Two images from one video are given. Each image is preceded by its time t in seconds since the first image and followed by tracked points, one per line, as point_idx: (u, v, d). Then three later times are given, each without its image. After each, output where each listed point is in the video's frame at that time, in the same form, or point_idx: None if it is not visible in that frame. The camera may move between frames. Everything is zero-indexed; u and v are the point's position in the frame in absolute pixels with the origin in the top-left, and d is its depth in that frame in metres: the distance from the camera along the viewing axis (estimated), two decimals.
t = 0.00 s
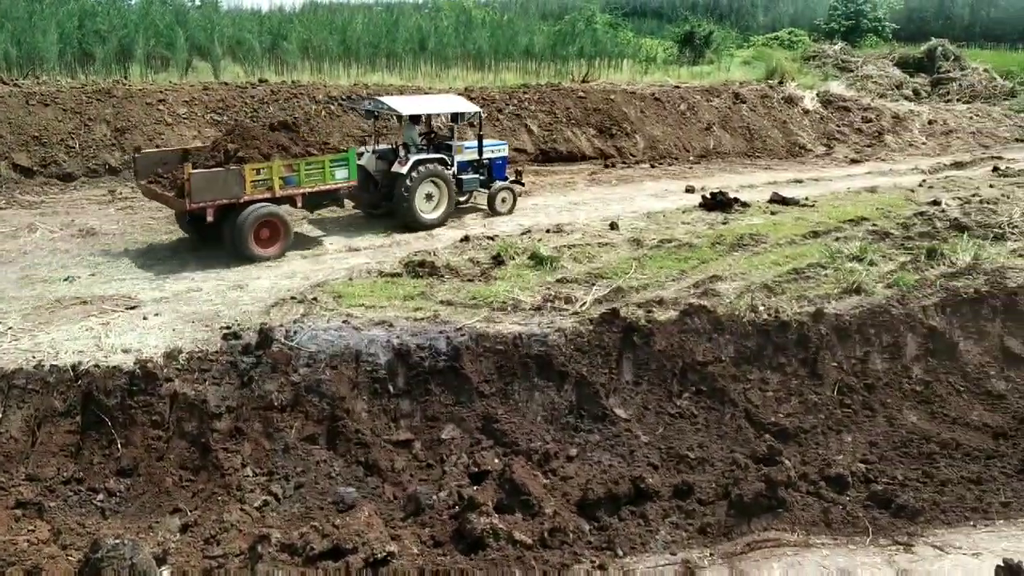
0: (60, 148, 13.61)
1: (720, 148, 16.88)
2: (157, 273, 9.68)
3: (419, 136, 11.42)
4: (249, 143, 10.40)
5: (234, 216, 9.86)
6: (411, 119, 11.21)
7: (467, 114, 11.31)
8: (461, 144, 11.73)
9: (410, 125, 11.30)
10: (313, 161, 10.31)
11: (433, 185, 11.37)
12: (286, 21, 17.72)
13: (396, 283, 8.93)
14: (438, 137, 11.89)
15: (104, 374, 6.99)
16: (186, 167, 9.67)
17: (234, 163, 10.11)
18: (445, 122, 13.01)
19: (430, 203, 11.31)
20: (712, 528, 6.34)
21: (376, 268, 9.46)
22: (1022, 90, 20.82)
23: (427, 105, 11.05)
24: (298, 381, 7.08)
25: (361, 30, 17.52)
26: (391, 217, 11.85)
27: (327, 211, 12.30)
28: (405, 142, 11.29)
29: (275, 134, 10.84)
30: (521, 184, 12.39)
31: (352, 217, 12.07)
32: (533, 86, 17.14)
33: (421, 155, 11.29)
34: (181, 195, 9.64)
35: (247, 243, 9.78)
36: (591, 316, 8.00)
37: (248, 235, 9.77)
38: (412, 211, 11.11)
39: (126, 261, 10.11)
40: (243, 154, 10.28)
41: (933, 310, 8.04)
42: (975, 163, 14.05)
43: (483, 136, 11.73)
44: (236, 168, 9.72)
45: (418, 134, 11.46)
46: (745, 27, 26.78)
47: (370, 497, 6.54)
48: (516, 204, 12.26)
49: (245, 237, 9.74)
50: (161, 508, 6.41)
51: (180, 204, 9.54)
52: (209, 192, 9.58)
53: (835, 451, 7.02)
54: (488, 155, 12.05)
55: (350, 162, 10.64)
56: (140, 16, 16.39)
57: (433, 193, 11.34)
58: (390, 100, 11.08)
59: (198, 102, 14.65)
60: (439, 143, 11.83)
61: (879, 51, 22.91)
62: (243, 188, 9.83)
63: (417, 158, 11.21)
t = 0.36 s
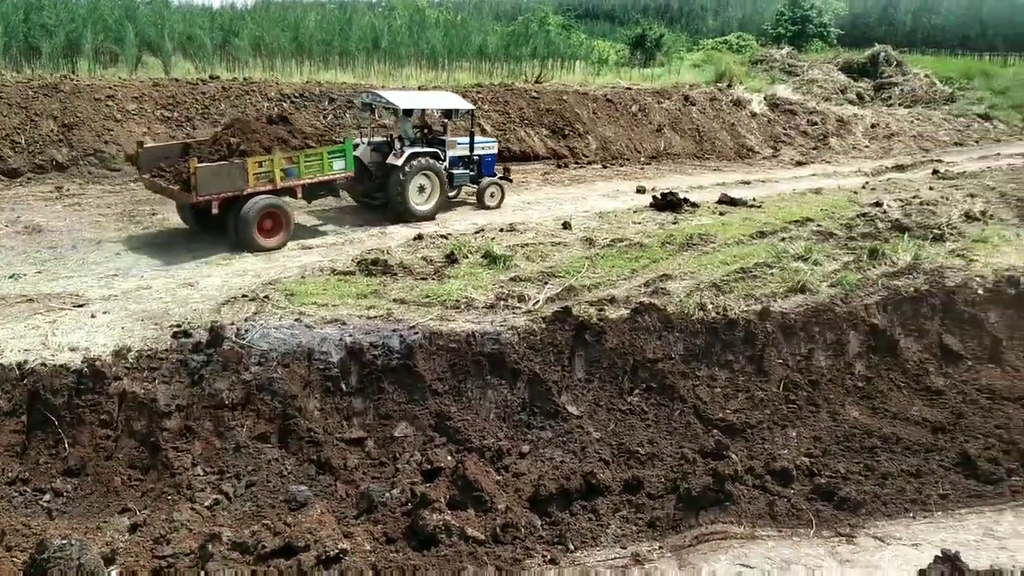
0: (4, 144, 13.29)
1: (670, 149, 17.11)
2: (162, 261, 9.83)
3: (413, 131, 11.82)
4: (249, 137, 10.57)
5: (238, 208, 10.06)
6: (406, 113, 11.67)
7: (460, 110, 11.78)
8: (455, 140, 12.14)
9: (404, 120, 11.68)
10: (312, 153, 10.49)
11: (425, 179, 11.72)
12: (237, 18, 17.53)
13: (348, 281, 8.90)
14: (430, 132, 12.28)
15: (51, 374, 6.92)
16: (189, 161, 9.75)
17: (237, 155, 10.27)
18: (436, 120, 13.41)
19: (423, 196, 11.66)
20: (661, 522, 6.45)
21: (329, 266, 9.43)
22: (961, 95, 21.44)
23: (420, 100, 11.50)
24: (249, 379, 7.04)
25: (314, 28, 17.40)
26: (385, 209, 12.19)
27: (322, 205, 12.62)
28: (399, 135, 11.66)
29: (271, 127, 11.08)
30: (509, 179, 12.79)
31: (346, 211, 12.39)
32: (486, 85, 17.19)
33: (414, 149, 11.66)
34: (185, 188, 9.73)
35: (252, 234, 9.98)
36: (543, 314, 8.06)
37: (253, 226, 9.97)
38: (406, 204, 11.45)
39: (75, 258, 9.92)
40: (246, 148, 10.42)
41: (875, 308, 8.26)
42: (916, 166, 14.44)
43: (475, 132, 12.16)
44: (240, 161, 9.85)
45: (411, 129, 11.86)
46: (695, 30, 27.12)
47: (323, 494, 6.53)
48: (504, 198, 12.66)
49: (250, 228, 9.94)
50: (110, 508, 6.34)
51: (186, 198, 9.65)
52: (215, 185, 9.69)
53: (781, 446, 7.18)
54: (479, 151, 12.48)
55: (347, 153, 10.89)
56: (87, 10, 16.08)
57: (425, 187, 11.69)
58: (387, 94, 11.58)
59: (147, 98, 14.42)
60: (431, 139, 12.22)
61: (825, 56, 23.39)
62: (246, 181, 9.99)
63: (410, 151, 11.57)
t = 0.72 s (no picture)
0: None
1: (627, 149, 17.16)
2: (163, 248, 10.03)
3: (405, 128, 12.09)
4: (253, 130, 10.97)
5: (240, 200, 10.31)
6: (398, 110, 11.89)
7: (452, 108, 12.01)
8: (446, 136, 12.55)
9: (398, 117, 11.98)
10: (313, 148, 10.82)
11: (417, 174, 12.01)
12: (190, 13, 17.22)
13: (301, 280, 8.76)
14: (422, 130, 12.60)
15: None
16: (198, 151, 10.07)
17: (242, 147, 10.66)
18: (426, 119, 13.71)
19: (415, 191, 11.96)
20: (615, 522, 6.44)
21: (282, 265, 9.30)
22: (913, 97, 21.82)
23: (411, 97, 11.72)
24: (200, 380, 6.89)
25: (269, 23, 17.14)
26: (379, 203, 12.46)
27: (317, 197, 12.90)
28: (392, 132, 11.93)
29: (274, 121, 11.44)
30: (500, 176, 13.09)
31: (341, 203, 12.68)
32: (444, 83, 17.07)
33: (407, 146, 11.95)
34: (190, 178, 10.07)
35: (253, 225, 10.24)
36: (500, 314, 7.99)
37: (254, 217, 10.22)
38: (398, 199, 11.74)
39: (21, 257, 9.65)
40: (250, 140, 10.75)
41: (828, 308, 8.31)
42: (868, 167, 14.64)
43: (465, 128, 12.57)
44: (246, 154, 10.15)
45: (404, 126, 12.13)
46: (654, 30, 27.24)
47: (274, 498, 6.43)
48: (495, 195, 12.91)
49: (252, 219, 10.16)
50: (55, 512, 6.18)
51: (192, 186, 9.96)
52: (220, 175, 9.99)
53: (734, 445, 7.21)
54: (470, 148, 12.86)
55: (346, 149, 11.23)
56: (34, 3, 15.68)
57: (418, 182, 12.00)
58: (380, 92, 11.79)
59: (97, 93, 14.09)
60: (424, 136, 12.50)
61: (781, 57, 23.62)
62: (250, 173, 10.28)
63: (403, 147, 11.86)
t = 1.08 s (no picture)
0: None
1: (594, 149, 17.19)
2: (179, 245, 10.29)
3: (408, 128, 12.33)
4: (263, 128, 11.13)
5: (251, 195, 10.56)
6: (400, 111, 12.06)
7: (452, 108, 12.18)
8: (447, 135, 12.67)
9: (400, 117, 12.21)
10: (320, 146, 11.08)
11: (420, 173, 12.23)
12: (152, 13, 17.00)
13: (264, 284, 8.69)
14: (424, 130, 12.81)
15: None
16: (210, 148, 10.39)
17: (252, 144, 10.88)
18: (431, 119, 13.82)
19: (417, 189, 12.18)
20: (575, 525, 6.44)
21: (245, 269, 9.21)
22: (876, 98, 22.09)
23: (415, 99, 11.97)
24: (159, 386, 6.80)
25: (233, 24, 16.98)
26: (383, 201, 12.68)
27: (323, 196, 13.17)
28: (394, 132, 12.17)
29: (283, 118, 11.60)
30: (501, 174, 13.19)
31: (346, 202, 12.93)
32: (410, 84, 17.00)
33: (409, 145, 12.19)
34: (202, 174, 10.38)
35: (263, 221, 10.45)
36: (464, 315, 7.95)
37: (263, 211, 10.43)
38: (401, 197, 11.98)
39: None
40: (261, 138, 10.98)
41: (790, 307, 8.36)
42: (831, 167, 14.79)
43: (466, 127, 12.68)
44: (256, 150, 10.47)
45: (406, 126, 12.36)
46: (621, 31, 27.32)
47: (234, 504, 6.35)
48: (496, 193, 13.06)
49: (262, 213, 10.36)
50: (10, 522, 6.01)
51: (204, 183, 10.23)
52: (231, 170, 10.29)
53: (697, 445, 7.24)
54: (471, 146, 12.97)
55: (351, 148, 11.51)
56: None
57: (419, 180, 12.22)
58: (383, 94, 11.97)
59: (57, 94, 13.89)
60: (426, 135, 12.73)
61: (746, 58, 23.79)
62: (260, 169, 10.59)
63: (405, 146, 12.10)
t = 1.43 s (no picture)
0: None
1: (569, 152, 17.19)
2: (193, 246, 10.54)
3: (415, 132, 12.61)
4: (276, 132, 11.43)
5: (264, 196, 10.83)
6: (408, 116, 12.43)
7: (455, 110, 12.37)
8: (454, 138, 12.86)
9: (406, 121, 12.47)
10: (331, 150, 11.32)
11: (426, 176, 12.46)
12: (122, 21, 16.88)
13: (234, 292, 8.63)
14: (431, 133, 13.03)
15: None
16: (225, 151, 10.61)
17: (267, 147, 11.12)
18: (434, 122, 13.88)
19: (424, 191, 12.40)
20: (546, 530, 6.42)
21: (216, 278, 9.14)
22: (848, 98, 22.25)
23: (419, 102, 12.06)
24: (129, 398, 6.72)
25: (205, 31, 16.88)
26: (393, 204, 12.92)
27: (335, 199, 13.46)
28: (401, 136, 12.42)
29: (294, 124, 11.78)
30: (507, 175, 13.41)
31: (357, 205, 13.18)
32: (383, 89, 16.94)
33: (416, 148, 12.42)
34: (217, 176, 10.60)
35: (277, 222, 10.75)
36: (438, 321, 7.92)
37: (277, 212, 10.73)
38: (407, 200, 12.21)
39: None
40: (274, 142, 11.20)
41: (763, 308, 8.37)
42: (804, 167, 14.87)
43: (472, 130, 12.87)
44: (269, 154, 10.69)
45: (413, 130, 12.65)
46: (595, 34, 27.37)
47: (205, 516, 6.29)
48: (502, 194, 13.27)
49: (275, 214, 10.64)
50: None
51: (219, 185, 10.46)
52: (245, 172, 10.52)
53: (671, 446, 7.24)
54: (478, 148, 13.16)
55: (362, 152, 11.74)
56: None
57: (426, 183, 12.44)
58: (389, 98, 12.04)
59: (26, 104, 13.75)
60: (432, 140, 13.01)
61: (720, 60, 23.90)
62: (273, 172, 10.82)
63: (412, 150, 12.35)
